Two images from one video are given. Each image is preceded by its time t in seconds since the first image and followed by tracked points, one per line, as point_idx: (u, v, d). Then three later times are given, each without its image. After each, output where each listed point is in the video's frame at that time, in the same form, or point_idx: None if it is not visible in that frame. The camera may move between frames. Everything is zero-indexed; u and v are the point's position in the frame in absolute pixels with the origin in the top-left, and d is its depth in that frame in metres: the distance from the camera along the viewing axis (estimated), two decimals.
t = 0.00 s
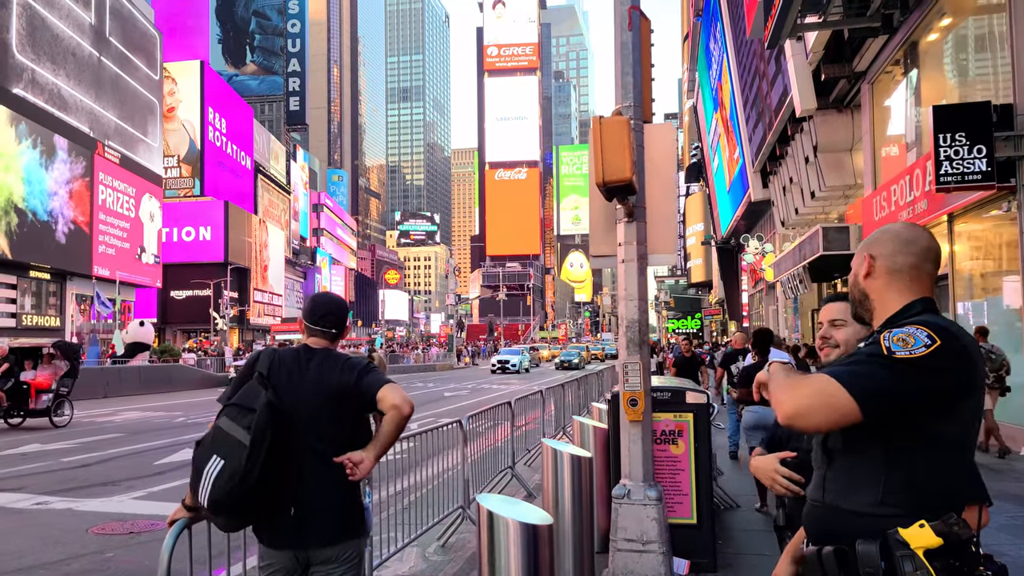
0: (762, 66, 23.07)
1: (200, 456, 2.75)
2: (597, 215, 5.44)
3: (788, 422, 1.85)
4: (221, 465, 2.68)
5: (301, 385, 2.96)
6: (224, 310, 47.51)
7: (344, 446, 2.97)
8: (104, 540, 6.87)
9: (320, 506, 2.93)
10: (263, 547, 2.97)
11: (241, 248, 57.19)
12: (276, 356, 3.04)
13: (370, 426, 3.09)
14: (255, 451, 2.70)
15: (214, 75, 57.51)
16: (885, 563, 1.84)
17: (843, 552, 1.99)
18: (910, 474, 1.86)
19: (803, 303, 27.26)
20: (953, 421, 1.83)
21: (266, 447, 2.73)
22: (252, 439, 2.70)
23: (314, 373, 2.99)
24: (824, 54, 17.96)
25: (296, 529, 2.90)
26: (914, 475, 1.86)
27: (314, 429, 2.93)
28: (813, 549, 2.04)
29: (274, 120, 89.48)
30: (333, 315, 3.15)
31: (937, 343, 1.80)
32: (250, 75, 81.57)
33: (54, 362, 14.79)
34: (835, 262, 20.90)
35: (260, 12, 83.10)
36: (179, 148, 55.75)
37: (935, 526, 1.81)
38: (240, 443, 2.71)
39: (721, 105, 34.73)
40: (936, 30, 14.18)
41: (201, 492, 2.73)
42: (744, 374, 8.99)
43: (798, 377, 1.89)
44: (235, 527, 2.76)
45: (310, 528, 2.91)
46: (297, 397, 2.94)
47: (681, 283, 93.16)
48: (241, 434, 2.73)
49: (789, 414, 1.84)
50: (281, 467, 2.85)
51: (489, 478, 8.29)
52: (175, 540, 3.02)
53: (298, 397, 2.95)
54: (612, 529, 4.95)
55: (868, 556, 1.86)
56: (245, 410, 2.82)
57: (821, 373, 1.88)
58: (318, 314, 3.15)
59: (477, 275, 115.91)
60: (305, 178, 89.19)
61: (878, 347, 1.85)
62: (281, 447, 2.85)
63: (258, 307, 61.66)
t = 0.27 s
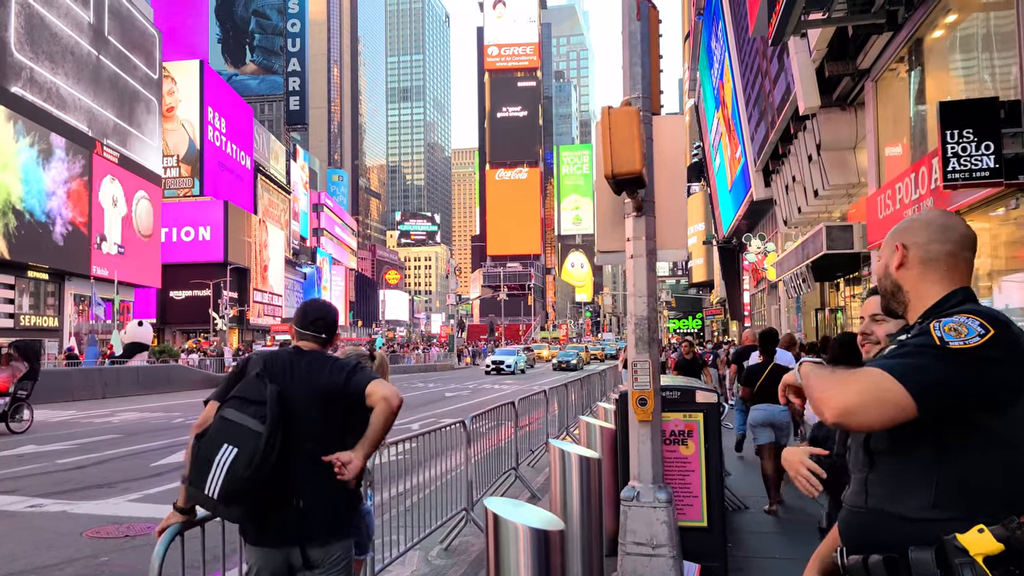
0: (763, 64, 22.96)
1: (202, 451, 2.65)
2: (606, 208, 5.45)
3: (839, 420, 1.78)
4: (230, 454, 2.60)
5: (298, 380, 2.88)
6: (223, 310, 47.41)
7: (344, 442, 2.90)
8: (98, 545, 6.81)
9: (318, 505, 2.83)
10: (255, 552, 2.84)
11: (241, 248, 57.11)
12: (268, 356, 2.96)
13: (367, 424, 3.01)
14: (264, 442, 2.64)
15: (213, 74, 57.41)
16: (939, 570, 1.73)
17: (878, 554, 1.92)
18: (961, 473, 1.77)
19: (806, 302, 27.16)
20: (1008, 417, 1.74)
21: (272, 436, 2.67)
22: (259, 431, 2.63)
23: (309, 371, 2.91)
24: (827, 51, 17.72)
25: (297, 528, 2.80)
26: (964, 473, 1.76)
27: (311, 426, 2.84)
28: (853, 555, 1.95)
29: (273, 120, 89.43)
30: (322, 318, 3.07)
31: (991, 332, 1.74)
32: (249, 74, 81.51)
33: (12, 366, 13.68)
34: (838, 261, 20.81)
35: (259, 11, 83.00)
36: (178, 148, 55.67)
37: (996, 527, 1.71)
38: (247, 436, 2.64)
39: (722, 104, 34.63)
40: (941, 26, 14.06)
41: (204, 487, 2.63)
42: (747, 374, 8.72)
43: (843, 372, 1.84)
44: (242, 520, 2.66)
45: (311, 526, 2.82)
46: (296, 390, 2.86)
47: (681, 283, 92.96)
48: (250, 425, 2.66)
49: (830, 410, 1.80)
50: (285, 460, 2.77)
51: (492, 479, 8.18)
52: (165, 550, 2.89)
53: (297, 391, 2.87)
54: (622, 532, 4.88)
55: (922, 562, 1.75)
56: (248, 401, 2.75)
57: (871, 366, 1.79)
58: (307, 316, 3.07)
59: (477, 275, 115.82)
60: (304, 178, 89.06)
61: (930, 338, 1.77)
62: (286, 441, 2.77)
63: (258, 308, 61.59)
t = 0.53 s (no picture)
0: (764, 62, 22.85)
1: (200, 447, 2.53)
2: (612, 204, 5.35)
3: (901, 432, 1.71)
4: (235, 448, 2.50)
5: (289, 378, 2.78)
6: (222, 310, 47.23)
7: (338, 440, 2.80)
8: (92, 548, 6.67)
9: (317, 506, 2.72)
10: (247, 558, 2.70)
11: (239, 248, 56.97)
12: (256, 361, 2.87)
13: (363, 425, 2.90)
14: (266, 434, 2.54)
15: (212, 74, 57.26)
16: None
17: (934, 572, 1.86)
18: None
19: (806, 301, 27.06)
20: None
21: (274, 427, 2.59)
22: (258, 423, 2.55)
23: (297, 370, 2.82)
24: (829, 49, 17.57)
25: (290, 527, 2.68)
26: None
27: (306, 423, 2.73)
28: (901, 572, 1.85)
29: (272, 119, 89.30)
30: (305, 324, 2.96)
31: None
32: (249, 74, 81.39)
33: None
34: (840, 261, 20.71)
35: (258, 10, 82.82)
36: (177, 148, 55.53)
37: None
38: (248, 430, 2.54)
39: (722, 103, 34.55)
40: (945, 23, 13.93)
41: (204, 485, 2.52)
42: (752, 371, 8.67)
43: (897, 378, 1.76)
44: (246, 517, 2.52)
45: (307, 526, 2.70)
46: (291, 388, 2.75)
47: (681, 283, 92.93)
48: (248, 421, 2.55)
49: (871, 415, 1.80)
50: (286, 454, 2.66)
51: (494, 481, 8.04)
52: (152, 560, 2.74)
53: (291, 386, 2.77)
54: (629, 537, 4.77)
55: None
56: (243, 400, 2.64)
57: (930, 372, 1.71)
58: (289, 324, 2.96)
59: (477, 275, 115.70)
60: (303, 178, 88.86)
61: (993, 336, 1.69)
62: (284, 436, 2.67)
63: (257, 307, 61.46)
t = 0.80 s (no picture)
0: (767, 60, 22.71)
1: (194, 455, 2.39)
2: (620, 203, 5.26)
3: (965, 458, 1.56)
4: (232, 456, 2.35)
5: (281, 383, 2.64)
6: (223, 310, 47.11)
7: (334, 445, 2.66)
8: (88, 555, 6.51)
9: (316, 518, 2.57)
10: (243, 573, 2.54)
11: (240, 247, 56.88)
12: (242, 368, 2.72)
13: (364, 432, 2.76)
14: (265, 439, 2.41)
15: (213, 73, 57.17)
16: None
17: None
18: None
19: (809, 301, 26.90)
20: None
21: (270, 433, 2.44)
22: (253, 430, 2.41)
23: (288, 374, 2.67)
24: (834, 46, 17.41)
25: (289, 540, 2.53)
26: None
27: (301, 430, 2.58)
28: None
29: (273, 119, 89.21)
30: (293, 328, 2.82)
31: None
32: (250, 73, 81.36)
33: None
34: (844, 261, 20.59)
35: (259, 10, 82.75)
36: (178, 147, 55.45)
37: None
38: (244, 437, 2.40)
39: (724, 102, 34.43)
40: (953, 20, 13.77)
41: (198, 498, 2.37)
42: (761, 372, 8.41)
43: (954, 394, 1.61)
44: (244, 529, 2.37)
45: (306, 541, 2.55)
46: (285, 393, 2.60)
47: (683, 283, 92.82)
48: (244, 427, 2.41)
49: (922, 431, 1.66)
50: (282, 462, 2.51)
51: (496, 485, 7.89)
52: None
53: (283, 390, 2.62)
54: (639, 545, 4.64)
55: None
56: (236, 407, 2.49)
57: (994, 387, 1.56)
58: (276, 329, 2.81)
59: (478, 274, 115.54)
60: (304, 177, 88.71)
61: None
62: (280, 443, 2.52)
63: (258, 307, 61.33)
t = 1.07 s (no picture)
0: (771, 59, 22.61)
1: (196, 469, 2.30)
2: (631, 200, 5.16)
3: None
4: (233, 472, 2.24)
5: (291, 389, 2.52)
6: (225, 310, 47.00)
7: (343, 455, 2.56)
8: (87, 559, 6.41)
9: (323, 529, 2.45)
10: None
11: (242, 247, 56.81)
12: (254, 365, 2.62)
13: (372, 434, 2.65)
14: (272, 452, 2.31)
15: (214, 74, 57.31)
16: None
17: None
18: None
19: (814, 302, 26.69)
20: None
21: (278, 444, 2.34)
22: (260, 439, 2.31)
23: (299, 378, 2.56)
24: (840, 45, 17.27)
25: (300, 556, 2.42)
26: None
27: (311, 437, 2.48)
28: None
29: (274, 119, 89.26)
30: (306, 323, 2.72)
31: None
32: (252, 74, 81.67)
33: None
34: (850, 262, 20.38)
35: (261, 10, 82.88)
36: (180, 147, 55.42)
37: None
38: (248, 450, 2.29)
39: (727, 102, 34.31)
40: (961, 17, 13.63)
41: (197, 514, 2.28)
42: (764, 371, 8.35)
43: None
44: (244, 553, 2.27)
45: (315, 557, 2.44)
46: (293, 401, 2.49)
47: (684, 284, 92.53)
48: (248, 439, 2.30)
49: (1006, 454, 1.55)
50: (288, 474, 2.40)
51: (502, 488, 7.79)
52: None
53: (293, 397, 2.51)
54: (651, 551, 4.58)
55: None
56: (241, 415, 2.38)
57: None
58: (289, 323, 2.72)
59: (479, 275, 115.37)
60: (306, 178, 88.60)
61: None
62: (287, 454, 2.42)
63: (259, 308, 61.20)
